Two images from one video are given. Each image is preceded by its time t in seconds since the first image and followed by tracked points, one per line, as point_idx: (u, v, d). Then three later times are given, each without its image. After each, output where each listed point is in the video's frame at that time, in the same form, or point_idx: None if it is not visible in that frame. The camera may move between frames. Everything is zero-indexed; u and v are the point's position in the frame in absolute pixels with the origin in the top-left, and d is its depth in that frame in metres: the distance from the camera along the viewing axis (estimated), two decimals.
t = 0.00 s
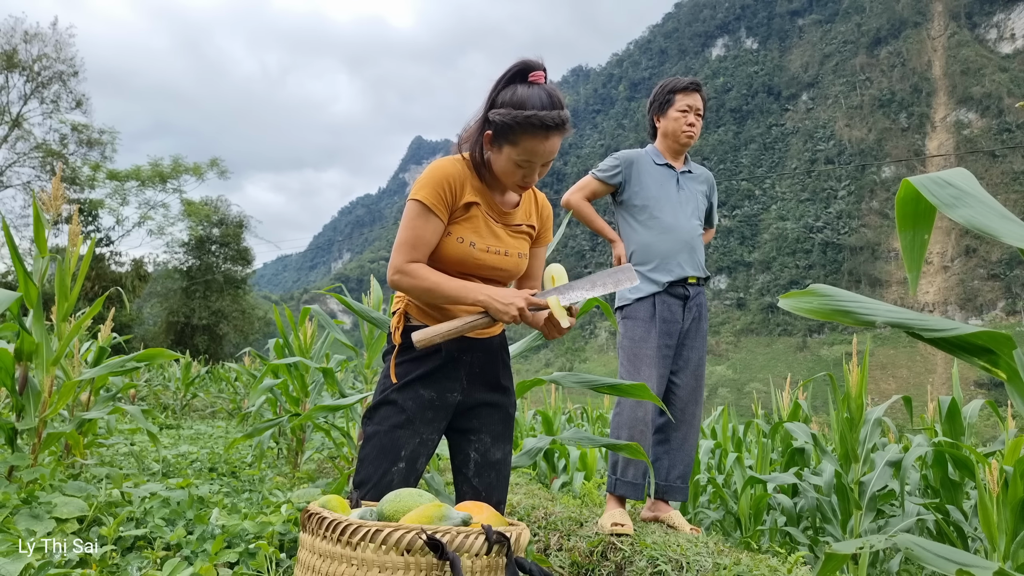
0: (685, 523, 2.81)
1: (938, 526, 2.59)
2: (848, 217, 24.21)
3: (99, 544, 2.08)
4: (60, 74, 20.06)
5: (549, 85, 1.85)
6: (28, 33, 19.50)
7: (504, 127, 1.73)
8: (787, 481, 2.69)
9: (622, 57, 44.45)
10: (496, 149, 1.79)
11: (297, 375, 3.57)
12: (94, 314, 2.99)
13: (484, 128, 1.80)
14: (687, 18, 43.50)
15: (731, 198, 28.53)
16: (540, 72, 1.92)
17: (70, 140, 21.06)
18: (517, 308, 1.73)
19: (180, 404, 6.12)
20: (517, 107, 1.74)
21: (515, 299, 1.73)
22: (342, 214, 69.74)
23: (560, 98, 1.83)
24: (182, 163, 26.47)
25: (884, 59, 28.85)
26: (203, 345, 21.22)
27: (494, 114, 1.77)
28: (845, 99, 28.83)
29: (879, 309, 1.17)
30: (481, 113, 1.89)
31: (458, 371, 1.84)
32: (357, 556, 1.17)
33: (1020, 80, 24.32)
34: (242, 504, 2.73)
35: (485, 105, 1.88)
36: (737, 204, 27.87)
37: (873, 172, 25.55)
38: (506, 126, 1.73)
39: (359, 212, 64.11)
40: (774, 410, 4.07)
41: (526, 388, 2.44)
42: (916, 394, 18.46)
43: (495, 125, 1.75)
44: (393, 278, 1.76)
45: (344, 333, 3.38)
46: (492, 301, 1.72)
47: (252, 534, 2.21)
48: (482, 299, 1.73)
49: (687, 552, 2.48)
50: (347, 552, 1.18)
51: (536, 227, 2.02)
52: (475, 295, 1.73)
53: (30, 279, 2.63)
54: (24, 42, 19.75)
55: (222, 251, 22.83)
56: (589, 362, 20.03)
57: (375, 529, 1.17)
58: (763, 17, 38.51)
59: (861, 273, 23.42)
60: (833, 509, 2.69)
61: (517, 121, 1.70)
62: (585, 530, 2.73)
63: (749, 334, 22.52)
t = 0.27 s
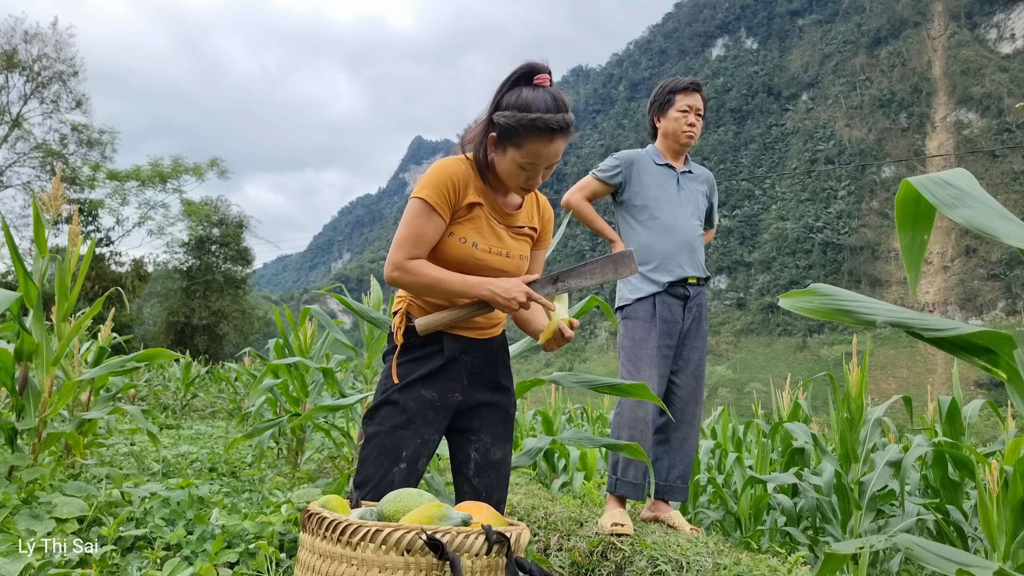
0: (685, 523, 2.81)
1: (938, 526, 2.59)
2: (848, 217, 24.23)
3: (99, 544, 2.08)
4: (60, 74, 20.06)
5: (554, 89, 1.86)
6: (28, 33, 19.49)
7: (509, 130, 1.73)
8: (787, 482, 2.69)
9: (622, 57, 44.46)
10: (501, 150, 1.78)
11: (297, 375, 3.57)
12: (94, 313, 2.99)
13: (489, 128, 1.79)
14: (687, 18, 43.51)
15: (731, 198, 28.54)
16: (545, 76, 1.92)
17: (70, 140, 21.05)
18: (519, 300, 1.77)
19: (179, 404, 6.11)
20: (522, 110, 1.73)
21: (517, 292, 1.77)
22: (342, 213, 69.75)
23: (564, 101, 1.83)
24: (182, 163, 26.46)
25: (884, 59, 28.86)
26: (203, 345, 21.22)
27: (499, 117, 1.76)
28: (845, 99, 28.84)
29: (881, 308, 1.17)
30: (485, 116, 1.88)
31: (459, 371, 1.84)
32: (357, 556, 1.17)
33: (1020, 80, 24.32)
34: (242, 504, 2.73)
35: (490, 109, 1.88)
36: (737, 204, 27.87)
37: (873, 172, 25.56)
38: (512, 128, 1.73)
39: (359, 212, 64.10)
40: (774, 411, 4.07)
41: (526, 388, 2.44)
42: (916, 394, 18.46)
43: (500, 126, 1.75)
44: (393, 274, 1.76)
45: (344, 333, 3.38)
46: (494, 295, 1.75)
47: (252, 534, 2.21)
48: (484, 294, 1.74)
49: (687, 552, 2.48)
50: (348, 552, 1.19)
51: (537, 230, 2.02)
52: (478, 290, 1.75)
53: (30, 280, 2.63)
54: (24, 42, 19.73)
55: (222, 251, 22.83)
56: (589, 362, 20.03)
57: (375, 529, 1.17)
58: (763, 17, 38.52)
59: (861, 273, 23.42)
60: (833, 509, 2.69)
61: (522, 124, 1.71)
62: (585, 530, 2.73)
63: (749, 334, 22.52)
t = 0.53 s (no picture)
0: (685, 523, 2.81)
1: (938, 526, 2.59)
2: (848, 217, 24.23)
3: (99, 544, 2.08)
4: (60, 74, 20.07)
5: (556, 90, 1.86)
6: (28, 33, 19.51)
7: (510, 131, 1.74)
8: (787, 481, 2.69)
9: (622, 57, 44.48)
10: (502, 151, 1.78)
11: (297, 375, 3.57)
12: (94, 314, 2.99)
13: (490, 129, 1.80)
14: (687, 18, 43.53)
15: (731, 198, 28.55)
16: (547, 77, 1.92)
17: (71, 140, 21.06)
18: (523, 293, 1.79)
19: (179, 404, 6.12)
20: (523, 110, 1.73)
21: (519, 286, 1.78)
22: (342, 214, 69.80)
23: (566, 102, 1.83)
24: (182, 163, 26.47)
25: (883, 59, 28.87)
26: (203, 345, 21.22)
27: (501, 117, 1.76)
28: (845, 99, 28.84)
29: (881, 309, 1.17)
30: (486, 115, 1.88)
31: (459, 372, 1.83)
32: (357, 556, 1.17)
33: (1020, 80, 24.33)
34: (242, 504, 2.73)
35: (490, 109, 1.88)
36: (737, 204, 27.87)
37: (873, 172, 25.57)
38: (513, 129, 1.73)
39: (359, 212, 64.15)
40: (774, 410, 4.07)
41: (526, 389, 2.44)
42: (916, 394, 18.46)
43: (501, 127, 1.75)
44: (395, 274, 1.75)
45: (344, 333, 3.37)
46: (496, 291, 1.76)
47: (251, 534, 2.21)
48: (487, 288, 1.76)
49: (688, 552, 2.48)
50: (348, 552, 1.19)
51: (537, 230, 2.02)
52: (480, 287, 1.76)
53: (30, 279, 2.63)
54: (24, 42, 19.74)
55: (222, 251, 22.84)
56: (589, 362, 20.04)
57: (375, 530, 1.17)
58: (763, 17, 38.52)
59: (861, 273, 23.42)
60: (833, 509, 2.69)
61: (524, 125, 1.71)
62: (585, 531, 2.73)
63: (749, 334, 22.53)
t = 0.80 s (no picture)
0: (685, 523, 2.81)
1: (937, 526, 2.59)
2: (848, 217, 24.25)
3: (99, 544, 2.08)
4: (59, 74, 20.06)
5: (555, 91, 1.86)
6: (28, 33, 19.50)
7: (510, 132, 1.73)
8: (786, 481, 2.69)
9: (622, 57, 44.47)
10: (501, 152, 1.78)
11: (297, 375, 3.56)
12: (94, 314, 2.99)
13: (490, 130, 1.79)
14: (687, 18, 43.53)
15: (731, 198, 28.56)
16: (547, 78, 1.92)
17: (70, 140, 21.06)
18: (522, 292, 1.79)
19: (180, 404, 6.12)
20: (522, 111, 1.73)
21: (518, 285, 1.78)
22: (342, 214, 69.76)
23: (565, 104, 1.83)
24: (182, 163, 26.47)
25: (884, 59, 28.86)
26: (203, 345, 21.22)
27: (499, 118, 1.76)
28: (845, 99, 28.85)
29: (880, 309, 1.17)
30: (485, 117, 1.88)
31: (459, 372, 1.84)
32: (357, 556, 1.17)
33: (1020, 80, 24.33)
34: (242, 504, 2.73)
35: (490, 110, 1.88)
36: (737, 204, 27.88)
37: (873, 172, 25.57)
38: (512, 131, 1.73)
39: (359, 212, 64.11)
40: (774, 411, 4.07)
41: (526, 388, 2.44)
42: (916, 394, 18.47)
43: (501, 128, 1.74)
44: (393, 274, 1.75)
45: (344, 333, 3.38)
46: (495, 291, 1.76)
47: (251, 534, 2.21)
48: (486, 289, 1.76)
49: (687, 552, 2.48)
50: (348, 552, 1.19)
51: (537, 229, 2.02)
52: (480, 287, 1.76)
53: (30, 279, 2.63)
54: (24, 42, 19.73)
55: (222, 251, 22.85)
56: (589, 362, 20.04)
57: (375, 529, 1.17)
58: (763, 17, 38.52)
59: (861, 273, 23.43)
60: (833, 509, 2.69)
61: (523, 127, 1.71)
62: (585, 530, 2.74)
63: (749, 334, 22.54)
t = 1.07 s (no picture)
0: (685, 523, 2.81)
1: (938, 526, 2.59)
2: (848, 217, 24.25)
3: (99, 544, 2.08)
4: (60, 74, 20.07)
5: (554, 93, 1.86)
6: (28, 33, 19.51)
7: (508, 134, 1.73)
8: (787, 481, 2.69)
9: (622, 57, 44.48)
10: (500, 154, 1.79)
11: (297, 375, 3.57)
12: (94, 313, 2.98)
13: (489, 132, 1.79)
14: (687, 17, 43.53)
15: (731, 198, 28.57)
16: (546, 79, 1.92)
17: (71, 140, 21.06)
18: (521, 295, 1.78)
19: (180, 404, 6.12)
20: (519, 114, 1.73)
21: (517, 287, 1.78)
22: (343, 214, 69.78)
23: (564, 105, 1.83)
24: (182, 163, 26.48)
25: (884, 59, 28.88)
26: (203, 346, 21.23)
27: (498, 120, 1.76)
28: (845, 99, 28.86)
29: (880, 309, 1.17)
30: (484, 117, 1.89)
31: (458, 372, 1.84)
32: (357, 556, 1.17)
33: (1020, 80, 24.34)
34: (242, 504, 2.73)
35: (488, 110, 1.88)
36: (737, 204, 27.89)
37: (873, 172, 25.58)
38: (511, 133, 1.73)
39: (359, 212, 64.14)
40: (774, 411, 4.07)
41: (526, 389, 2.44)
42: (916, 394, 18.47)
43: (499, 130, 1.74)
44: (392, 276, 1.76)
45: (344, 333, 3.38)
46: (494, 293, 1.76)
47: (252, 534, 2.21)
48: (485, 292, 1.75)
49: (688, 552, 2.48)
50: (348, 552, 1.19)
51: (537, 230, 2.02)
52: (479, 288, 1.76)
53: (30, 279, 2.63)
54: (24, 42, 19.74)
55: (222, 251, 22.86)
56: (589, 362, 20.05)
57: (375, 529, 1.17)
58: (763, 17, 38.53)
59: (861, 273, 23.44)
60: (833, 509, 2.69)
61: (521, 129, 1.70)
62: (585, 530, 2.74)
63: (749, 334, 22.55)
